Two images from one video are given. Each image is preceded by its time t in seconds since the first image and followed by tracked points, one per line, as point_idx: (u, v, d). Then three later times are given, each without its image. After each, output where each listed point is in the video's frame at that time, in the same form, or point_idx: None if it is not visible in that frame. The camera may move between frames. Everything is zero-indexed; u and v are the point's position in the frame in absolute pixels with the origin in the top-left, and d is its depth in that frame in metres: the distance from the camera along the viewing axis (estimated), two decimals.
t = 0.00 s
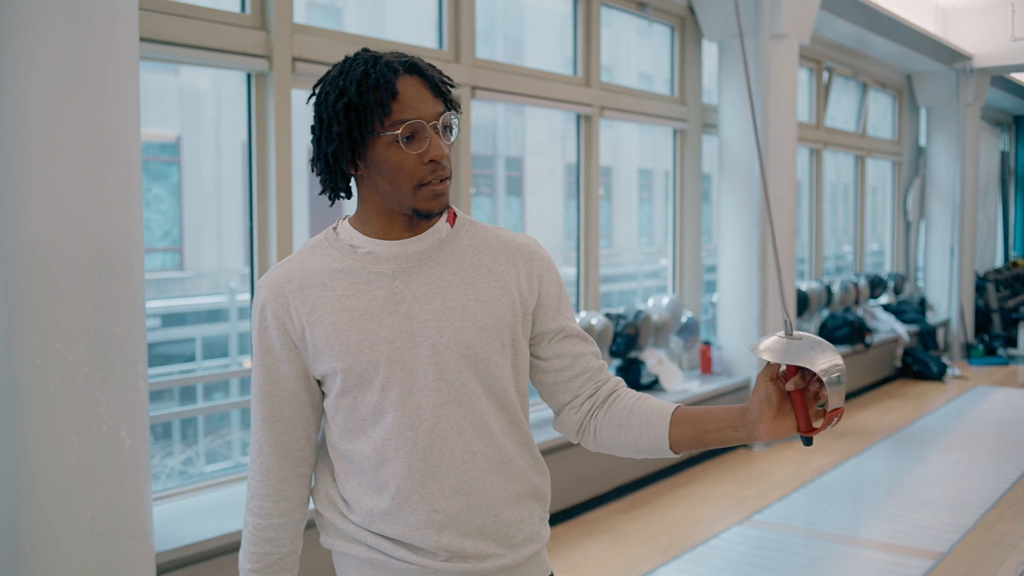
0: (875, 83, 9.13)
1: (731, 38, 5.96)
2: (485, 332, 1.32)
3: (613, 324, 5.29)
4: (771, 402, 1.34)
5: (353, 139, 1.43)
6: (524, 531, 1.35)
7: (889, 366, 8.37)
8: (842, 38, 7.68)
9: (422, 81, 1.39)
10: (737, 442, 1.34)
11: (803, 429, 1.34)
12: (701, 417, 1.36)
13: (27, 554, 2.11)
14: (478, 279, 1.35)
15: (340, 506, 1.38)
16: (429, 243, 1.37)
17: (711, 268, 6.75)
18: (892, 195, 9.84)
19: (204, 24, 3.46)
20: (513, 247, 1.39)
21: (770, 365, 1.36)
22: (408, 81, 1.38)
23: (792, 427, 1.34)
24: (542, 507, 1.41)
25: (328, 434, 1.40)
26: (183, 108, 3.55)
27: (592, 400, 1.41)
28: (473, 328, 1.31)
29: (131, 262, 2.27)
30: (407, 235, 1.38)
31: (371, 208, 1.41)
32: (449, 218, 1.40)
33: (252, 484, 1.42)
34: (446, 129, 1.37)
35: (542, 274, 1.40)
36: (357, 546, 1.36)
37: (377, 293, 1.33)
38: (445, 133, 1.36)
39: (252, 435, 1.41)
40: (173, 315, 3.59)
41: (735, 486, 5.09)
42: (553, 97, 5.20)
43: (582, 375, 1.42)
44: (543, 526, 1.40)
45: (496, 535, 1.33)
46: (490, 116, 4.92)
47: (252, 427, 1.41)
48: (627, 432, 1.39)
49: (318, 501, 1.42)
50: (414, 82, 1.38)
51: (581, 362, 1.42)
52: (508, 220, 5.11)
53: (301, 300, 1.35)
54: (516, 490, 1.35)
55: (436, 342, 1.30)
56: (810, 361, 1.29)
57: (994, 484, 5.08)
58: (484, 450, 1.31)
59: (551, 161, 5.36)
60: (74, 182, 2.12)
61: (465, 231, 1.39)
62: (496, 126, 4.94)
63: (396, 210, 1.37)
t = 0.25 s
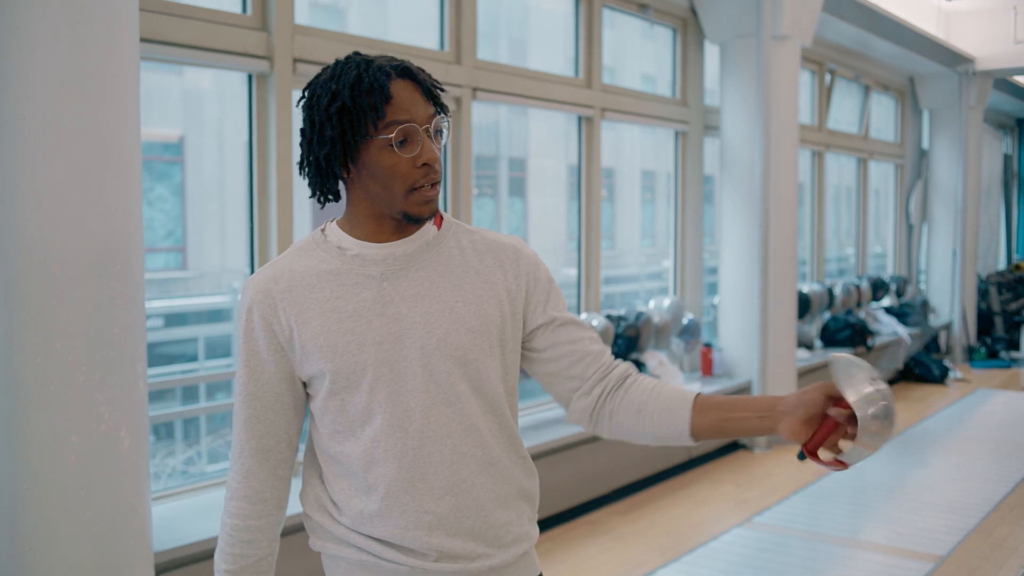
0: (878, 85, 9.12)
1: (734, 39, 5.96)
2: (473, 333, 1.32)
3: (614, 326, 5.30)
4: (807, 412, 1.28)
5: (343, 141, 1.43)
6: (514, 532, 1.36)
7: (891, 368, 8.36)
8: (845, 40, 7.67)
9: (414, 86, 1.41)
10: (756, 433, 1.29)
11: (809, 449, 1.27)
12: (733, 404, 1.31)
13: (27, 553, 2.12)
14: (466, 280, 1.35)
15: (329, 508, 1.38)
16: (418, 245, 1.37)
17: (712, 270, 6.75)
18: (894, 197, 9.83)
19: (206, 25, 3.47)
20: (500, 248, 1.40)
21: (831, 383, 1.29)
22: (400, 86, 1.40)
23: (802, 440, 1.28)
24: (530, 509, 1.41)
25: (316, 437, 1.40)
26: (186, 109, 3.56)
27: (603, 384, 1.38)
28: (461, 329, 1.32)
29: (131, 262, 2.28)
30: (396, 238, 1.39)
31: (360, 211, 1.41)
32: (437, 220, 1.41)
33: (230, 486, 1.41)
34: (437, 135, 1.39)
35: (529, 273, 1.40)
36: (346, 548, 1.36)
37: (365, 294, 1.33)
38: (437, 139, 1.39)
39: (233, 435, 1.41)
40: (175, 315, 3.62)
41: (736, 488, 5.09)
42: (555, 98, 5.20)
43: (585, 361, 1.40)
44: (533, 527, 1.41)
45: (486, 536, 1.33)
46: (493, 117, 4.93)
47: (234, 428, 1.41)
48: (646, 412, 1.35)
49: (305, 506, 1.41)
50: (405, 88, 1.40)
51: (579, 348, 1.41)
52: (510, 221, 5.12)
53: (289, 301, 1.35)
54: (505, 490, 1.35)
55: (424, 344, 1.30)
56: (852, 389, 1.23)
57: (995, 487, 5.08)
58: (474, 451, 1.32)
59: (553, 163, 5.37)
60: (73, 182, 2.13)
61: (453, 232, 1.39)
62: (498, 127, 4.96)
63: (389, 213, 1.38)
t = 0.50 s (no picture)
0: (880, 83, 9.11)
1: (736, 37, 5.95)
2: (463, 333, 1.32)
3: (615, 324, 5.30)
4: (789, 428, 1.34)
5: (327, 138, 1.43)
6: (506, 532, 1.36)
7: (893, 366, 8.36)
8: (848, 39, 7.66)
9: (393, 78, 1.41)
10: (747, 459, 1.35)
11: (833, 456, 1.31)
12: (714, 429, 1.36)
13: (27, 551, 2.13)
14: (457, 279, 1.35)
15: (321, 506, 1.38)
16: (410, 242, 1.37)
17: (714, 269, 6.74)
18: (897, 195, 9.82)
19: (207, 23, 3.47)
20: (494, 246, 1.40)
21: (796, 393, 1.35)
22: (379, 80, 1.40)
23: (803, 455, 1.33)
24: (523, 509, 1.41)
25: (309, 436, 1.40)
26: (188, 106, 3.57)
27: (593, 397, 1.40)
28: (451, 329, 1.32)
29: (130, 261, 2.29)
30: (387, 236, 1.38)
31: (349, 208, 1.41)
32: (431, 218, 1.41)
33: (224, 482, 1.42)
34: (418, 127, 1.39)
35: (523, 274, 1.40)
36: (337, 548, 1.36)
37: (355, 293, 1.33)
38: (418, 132, 1.39)
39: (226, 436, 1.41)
40: (178, 312, 3.60)
41: (736, 486, 5.09)
42: (557, 97, 5.20)
43: (577, 373, 1.41)
44: (526, 526, 1.41)
45: (476, 535, 1.34)
46: (495, 115, 4.93)
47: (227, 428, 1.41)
48: (631, 428, 1.39)
49: (300, 504, 1.42)
50: (384, 81, 1.39)
51: (574, 358, 1.41)
52: (512, 219, 5.12)
53: (280, 299, 1.36)
54: (496, 490, 1.35)
55: (413, 343, 1.30)
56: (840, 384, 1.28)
57: (996, 485, 5.08)
58: (464, 450, 1.32)
59: (555, 161, 5.36)
60: (73, 181, 2.14)
61: (446, 231, 1.39)
62: (501, 125, 4.96)
63: (374, 210, 1.38)
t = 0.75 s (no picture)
0: (880, 84, 9.10)
1: (735, 38, 5.95)
2: (456, 333, 1.32)
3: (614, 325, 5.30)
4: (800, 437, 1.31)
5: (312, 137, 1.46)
6: (500, 533, 1.36)
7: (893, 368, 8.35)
8: (847, 40, 7.66)
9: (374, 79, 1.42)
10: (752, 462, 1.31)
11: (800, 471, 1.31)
12: (719, 428, 1.32)
13: (23, 551, 2.13)
14: (450, 279, 1.35)
15: (315, 508, 1.38)
16: (401, 243, 1.37)
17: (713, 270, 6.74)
18: (897, 196, 9.82)
19: (205, 24, 3.48)
20: (486, 246, 1.40)
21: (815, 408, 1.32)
22: (357, 81, 1.41)
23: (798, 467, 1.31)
24: (517, 510, 1.41)
25: (301, 437, 1.40)
26: (188, 107, 3.57)
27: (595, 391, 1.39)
28: (444, 329, 1.32)
29: (129, 261, 2.29)
30: (375, 237, 1.38)
31: (335, 208, 1.42)
32: (422, 220, 1.41)
33: (217, 487, 1.42)
34: (393, 127, 1.39)
35: (515, 273, 1.40)
36: (331, 550, 1.36)
37: (347, 293, 1.34)
38: (392, 131, 1.38)
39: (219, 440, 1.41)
40: (178, 312, 3.60)
41: (735, 487, 5.09)
42: (556, 98, 5.20)
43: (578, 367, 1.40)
44: (520, 528, 1.41)
45: (471, 536, 1.34)
46: (496, 116, 4.94)
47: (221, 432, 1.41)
48: (635, 420, 1.36)
49: (292, 507, 1.42)
50: (362, 82, 1.41)
51: (573, 352, 1.41)
52: (513, 219, 5.12)
53: (271, 299, 1.36)
54: (489, 491, 1.35)
55: (405, 343, 1.31)
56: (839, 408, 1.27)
57: (994, 487, 5.07)
58: (457, 452, 1.32)
59: (555, 162, 5.37)
60: (71, 180, 2.14)
61: (439, 231, 1.39)
62: (501, 126, 4.97)
63: (351, 211, 1.39)
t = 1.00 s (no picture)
0: (874, 85, 9.13)
1: (728, 39, 5.96)
2: (447, 334, 1.32)
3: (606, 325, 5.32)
4: (758, 433, 1.36)
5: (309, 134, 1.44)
6: (487, 535, 1.36)
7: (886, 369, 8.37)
8: (841, 41, 7.68)
9: (373, 77, 1.40)
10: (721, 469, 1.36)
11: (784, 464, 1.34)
12: (687, 437, 1.37)
13: (13, 552, 2.13)
14: (442, 281, 1.35)
15: (303, 507, 1.38)
16: (395, 243, 1.37)
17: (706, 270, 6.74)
18: (890, 197, 9.85)
19: (198, 23, 3.47)
20: (480, 250, 1.40)
21: (761, 397, 1.37)
22: (355, 78, 1.39)
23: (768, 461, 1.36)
24: (505, 511, 1.41)
25: (290, 437, 1.40)
26: (183, 106, 3.57)
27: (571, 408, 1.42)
28: (435, 331, 1.32)
29: (120, 261, 2.29)
30: (369, 235, 1.38)
31: (332, 207, 1.41)
32: (416, 221, 1.41)
33: (206, 482, 1.42)
34: (391, 126, 1.37)
35: (509, 279, 1.40)
36: (317, 549, 1.36)
37: (338, 292, 1.33)
38: (390, 130, 1.36)
39: (209, 435, 1.41)
40: (172, 312, 3.59)
41: (728, 487, 5.10)
42: (549, 98, 5.20)
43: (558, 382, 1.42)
44: (508, 529, 1.41)
45: (457, 537, 1.34)
46: (490, 117, 4.95)
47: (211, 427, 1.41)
48: (607, 438, 1.40)
49: (281, 506, 1.41)
50: (361, 79, 1.39)
51: (556, 368, 1.42)
52: (507, 219, 5.13)
53: (262, 296, 1.35)
54: (477, 492, 1.35)
55: (396, 344, 1.30)
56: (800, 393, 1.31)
57: (986, 487, 5.09)
58: (446, 453, 1.32)
59: (549, 163, 5.37)
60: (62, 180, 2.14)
61: (432, 234, 1.39)
62: (496, 127, 4.98)
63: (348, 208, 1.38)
